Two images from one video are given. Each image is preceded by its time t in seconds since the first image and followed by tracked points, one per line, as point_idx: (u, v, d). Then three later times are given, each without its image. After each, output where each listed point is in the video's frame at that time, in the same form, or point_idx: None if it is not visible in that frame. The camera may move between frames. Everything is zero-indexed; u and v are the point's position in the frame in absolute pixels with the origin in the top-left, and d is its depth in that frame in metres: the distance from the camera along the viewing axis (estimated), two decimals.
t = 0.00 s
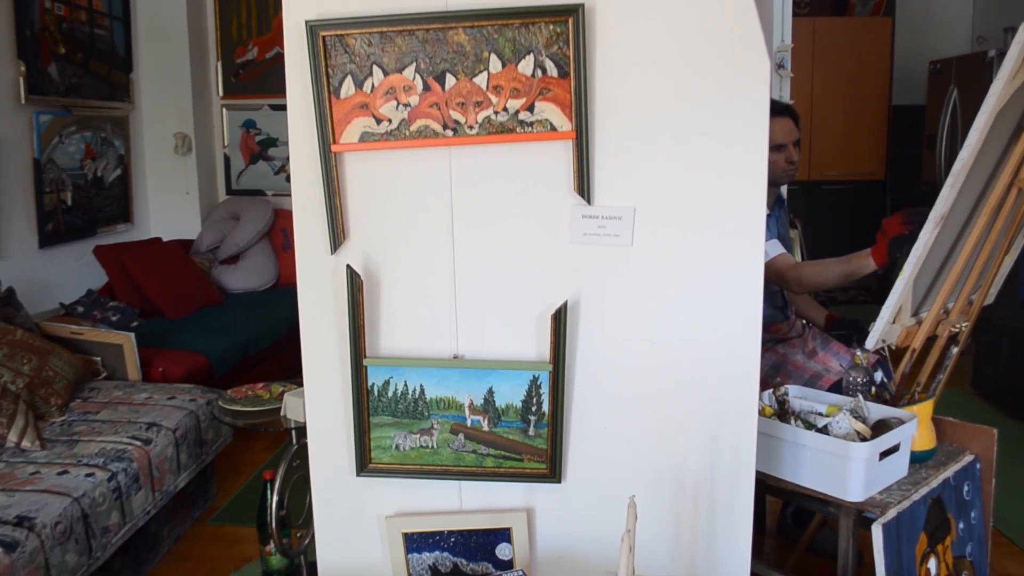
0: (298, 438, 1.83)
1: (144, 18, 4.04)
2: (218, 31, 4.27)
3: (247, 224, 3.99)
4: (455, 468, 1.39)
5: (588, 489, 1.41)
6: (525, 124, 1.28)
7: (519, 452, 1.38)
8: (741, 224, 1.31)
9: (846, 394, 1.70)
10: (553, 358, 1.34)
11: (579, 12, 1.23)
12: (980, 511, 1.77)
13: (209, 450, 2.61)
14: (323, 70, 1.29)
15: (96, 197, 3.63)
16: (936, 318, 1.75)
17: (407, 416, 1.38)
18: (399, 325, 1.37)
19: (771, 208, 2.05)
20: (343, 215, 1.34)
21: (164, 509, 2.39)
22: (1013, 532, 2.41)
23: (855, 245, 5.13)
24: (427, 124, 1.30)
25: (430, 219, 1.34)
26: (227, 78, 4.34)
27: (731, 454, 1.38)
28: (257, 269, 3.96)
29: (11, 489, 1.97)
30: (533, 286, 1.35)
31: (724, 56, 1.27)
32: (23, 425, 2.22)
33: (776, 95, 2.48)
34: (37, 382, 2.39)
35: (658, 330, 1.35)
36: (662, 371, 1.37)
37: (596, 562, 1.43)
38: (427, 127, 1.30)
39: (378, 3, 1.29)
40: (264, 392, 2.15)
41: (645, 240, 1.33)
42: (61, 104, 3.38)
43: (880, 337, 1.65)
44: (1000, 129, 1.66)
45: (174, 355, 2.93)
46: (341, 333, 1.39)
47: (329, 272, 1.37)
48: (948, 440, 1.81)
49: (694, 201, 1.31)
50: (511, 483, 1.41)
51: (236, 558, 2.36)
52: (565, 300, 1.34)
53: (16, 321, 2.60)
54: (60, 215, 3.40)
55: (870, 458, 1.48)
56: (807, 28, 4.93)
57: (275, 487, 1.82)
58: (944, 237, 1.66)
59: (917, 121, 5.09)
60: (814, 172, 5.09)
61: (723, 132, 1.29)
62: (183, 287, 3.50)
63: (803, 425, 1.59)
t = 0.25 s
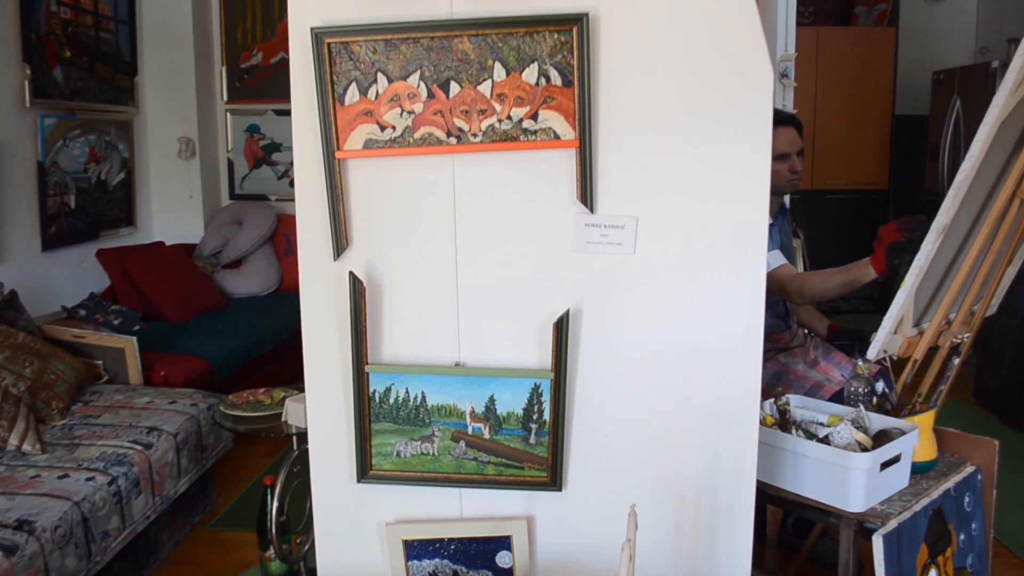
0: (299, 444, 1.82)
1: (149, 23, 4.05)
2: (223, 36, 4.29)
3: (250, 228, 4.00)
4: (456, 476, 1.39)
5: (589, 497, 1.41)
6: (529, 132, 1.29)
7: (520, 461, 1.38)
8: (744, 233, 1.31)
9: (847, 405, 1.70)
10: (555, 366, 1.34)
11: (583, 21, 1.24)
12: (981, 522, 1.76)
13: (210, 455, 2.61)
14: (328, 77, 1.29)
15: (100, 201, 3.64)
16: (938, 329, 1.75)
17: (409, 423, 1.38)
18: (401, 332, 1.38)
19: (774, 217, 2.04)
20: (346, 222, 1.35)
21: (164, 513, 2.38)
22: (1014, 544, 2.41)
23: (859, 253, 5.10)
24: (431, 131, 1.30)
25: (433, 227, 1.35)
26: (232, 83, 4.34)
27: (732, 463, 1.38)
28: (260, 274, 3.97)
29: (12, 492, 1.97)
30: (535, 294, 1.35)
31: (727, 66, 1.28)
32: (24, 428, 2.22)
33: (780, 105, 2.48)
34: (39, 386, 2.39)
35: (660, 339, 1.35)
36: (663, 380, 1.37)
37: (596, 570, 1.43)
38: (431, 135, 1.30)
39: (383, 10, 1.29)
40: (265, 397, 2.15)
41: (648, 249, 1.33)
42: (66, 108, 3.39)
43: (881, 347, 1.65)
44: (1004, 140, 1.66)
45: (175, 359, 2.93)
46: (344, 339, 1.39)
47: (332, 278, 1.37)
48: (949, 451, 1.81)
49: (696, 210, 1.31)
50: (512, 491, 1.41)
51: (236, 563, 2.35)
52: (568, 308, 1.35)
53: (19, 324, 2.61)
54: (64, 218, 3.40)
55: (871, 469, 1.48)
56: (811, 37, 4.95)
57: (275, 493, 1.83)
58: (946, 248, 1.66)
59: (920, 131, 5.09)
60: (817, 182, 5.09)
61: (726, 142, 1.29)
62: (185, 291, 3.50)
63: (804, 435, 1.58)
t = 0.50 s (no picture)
0: (298, 455, 1.81)
1: (150, 34, 4.07)
2: (224, 48, 4.30)
3: (251, 238, 4.00)
4: (457, 487, 1.39)
5: (590, 508, 1.41)
6: (529, 144, 1.29)
7: (521, 472, 1.37)
8: (744, 244, 1.31)
9: (848, 414, 1.71)
10: (556, 377, 1.34)
11: (583, 33, 1.25)
12: (983, 532, 1.76)
13: (210, 466, 2.60)
14: (329, 90, 1.30)
15: (101, 212, 3.64)
16: (938, 338, 1.75)
17: (410, 435, 1.38)
18: (402, 344, 1.38)
19: (774, 227, 2.04)
20: (347, 234, 1.35)
21: (165, 525, 2.38)
22: (1016, 553, 2.40)
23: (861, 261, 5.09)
24: (432, 144, 1.30)
25: (433, 238, 1.35)
26: (233, 94, 4.35)
27: (734, 474, 1.38)
28: (260, 284, 3.96)
29: (12, 504, 1.96)
30: (536, 306, 1.35)
31: (727, 78, 1.28)
32: (25, 440, 2.22)
33: (779, 114, 2.49)
34: (39, 397, 2.39)
35: (661, 350, 1.36)
36: (664, 391, 1.37)
37: None
38: (432, 147, 1.30)
39: (384, 24, 1.30)
40: (266, 408, 2.15)
41: (649, 261, 1.33)
42: (67, 119, 3.40)
43: (882, 357, 1.65)
44: (1003, 150, 1.66)
45: (176, 370, 2.93)
46: (344, 351, 1.39)
47: (333, 290, 1.37)
48: (951, 461, 1.81)
49: (696, 221, 1.32)
50: (513, 502, 1.41)
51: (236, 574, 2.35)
52: (568, 319, 1.35)
53: (19, 335, 2.61)
54: (65, 229, 3.40)
55: (872, 479, 1.48)
56: (811, 46, 4.97)
57: (276, 504, 1.81)
58: (946, 258, 1.67)
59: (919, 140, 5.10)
60: (817, 191, 5.10)
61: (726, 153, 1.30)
62: (185, 302, 3.50)
63: (805, 445, 1.58)
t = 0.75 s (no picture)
0: (296, 475, 1.85)
1: (150, 52, 4.08)
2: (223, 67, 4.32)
3: (249, 257, 3.99)
4: (455, 509, 1.38)
5: (589, 529, 1.40)
6: (527, 165, 1.29)
7: (519, 494, 1.37)
8: (741, 264, 1.32)
9: (847, 433, 1.70)
10: (553, 398, 1.34)
11: (580, 55, 1.26)
12: (983, 551, 1.75)
13: (207, 486, 2.59)
14: (328, 111, 1.30)
15: (98, 230, 3.64)
16: (936, 357, 1.75)
17: (407, 456, 1.38)
18: (400, 365, 1.37)
19: (772, 245, 2.03)
20: (345, 255, 1.35)
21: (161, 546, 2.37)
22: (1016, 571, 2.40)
23: (857, 277, 5.10)
24: (429, 164, 1.31)
25: (431, 259, 1.35)
26: (232, 112, 4.36)
27: (732, 495, 1.37)
28: (258, 303, 3.96)
29: (7, 525, 1.95)
30: (533, 326, 1.35)
31: (723, 98, 1.29)
32: (21, 460, 2.21)
33: (776, 133, 2.50)
34: (35, 417, 2.38)
35: (659, 370, 1.36)
36: (662, 412, 1.37)
37: None
38: (429, 168, 1.31)
39: (382, 46, 1.31)
40: (264, 428, 2.15)
41: (646, 281, 1.33)
42: (66, 137, 3.40)
43: (880, 376, 1.65)
44: (999, 169, 1.66)
45: (172, 389, 2.92)
46: (342, 373, 1.39)
47: (331, 311, 1.37)
48: (949, 479, 1.80)
49: (693, 241, 1.32)
50: (511, 524, 1.40)
51: None
52: (566, 339, 1.35)
53: (16, 354, 2.60)
54: (62, 247, 3.40)
55: (870, 499, 1.47)
56: (806, 64, 4.98)
57: (271, 525, 1.81)
58: (943, 276, 1.67)
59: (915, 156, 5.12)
60: (814, 208, 5.12)
61: (722, 173, 1.30)
62: (183, 319, 3.50)
63: (803, 465, 1.58)
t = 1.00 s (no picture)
0: (295, 485, 1.82)
1: (149, 62, 4.09)
2: (222, 77, 4.33)
3: (247, 266, 3.99)
4: (453, 519, 1.38)
5: (587, 539, 1.40)
6: (524, 175, 1.30)
7: (517, 503, 1.37)
8: (738, 273, 1.32)
9: (845, 442, 1.70)
10: (551, 408, 1.34)
11: (578, 66, 1.26)
12: (981, 560, 1.75)
13: (205, 496, 2.59)
14: (326, 122, 1.30)
15: (97, 239, 3.64)
16: (934, 365, 1.75)
17: (405, 466, 1.38)
18: (398, 375, 1.38)
19: (771, 254, 2.03)
20: (343, 265, 1.35)
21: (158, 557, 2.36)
22: None
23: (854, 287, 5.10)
24: (427, 175, 1.31)
25: (429, 269, 1.35)
26: (230, 122, 4.36)
27: (731, 504, 1.37)
28: (256, 311, 3.95)
29: (4, 535, 1.95)
30: (531, 336, 1.35)
31: (720, 107, 1.30)
32: (18, 470, 2.21)
33: (772, 141, 2.52)
34: (33, 426, 2.38)
35: (657, 379, 1.36)
36: (660, 421, 1.37)
37: None
38: (427, 178, 1.31)
39: (381, 57, 1.31)
40: (262, 438, 2.14)
41: (644, 291, 1.33)
42: (65, 147, 3.40)
43: (878, 385, 1.66)
44: (995, 177, 1.67)
45: (170, 399, 2.91)
46: (340, 383, 1.39)
47: (329, 321, 1.37)
48: (948, 487, 1.80)
49: (691, 250, 1.32)
50: (510, 534, 1.40)
51: None
52: (564, 349, 1.35)
53: (14, 364, 2.60)
54: (61, 256, 3.40)
55: (869, 508, 1.47)
56: (803, 73, 4.97)
57: (271, 535, 1.80)
58: (940, 285, 1.67)
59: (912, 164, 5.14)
60: (812, 216, 5.10)
61: (720, 183, 1.31)
62: (181, 329, 3.49)
63: (802, 474, 1.58)
